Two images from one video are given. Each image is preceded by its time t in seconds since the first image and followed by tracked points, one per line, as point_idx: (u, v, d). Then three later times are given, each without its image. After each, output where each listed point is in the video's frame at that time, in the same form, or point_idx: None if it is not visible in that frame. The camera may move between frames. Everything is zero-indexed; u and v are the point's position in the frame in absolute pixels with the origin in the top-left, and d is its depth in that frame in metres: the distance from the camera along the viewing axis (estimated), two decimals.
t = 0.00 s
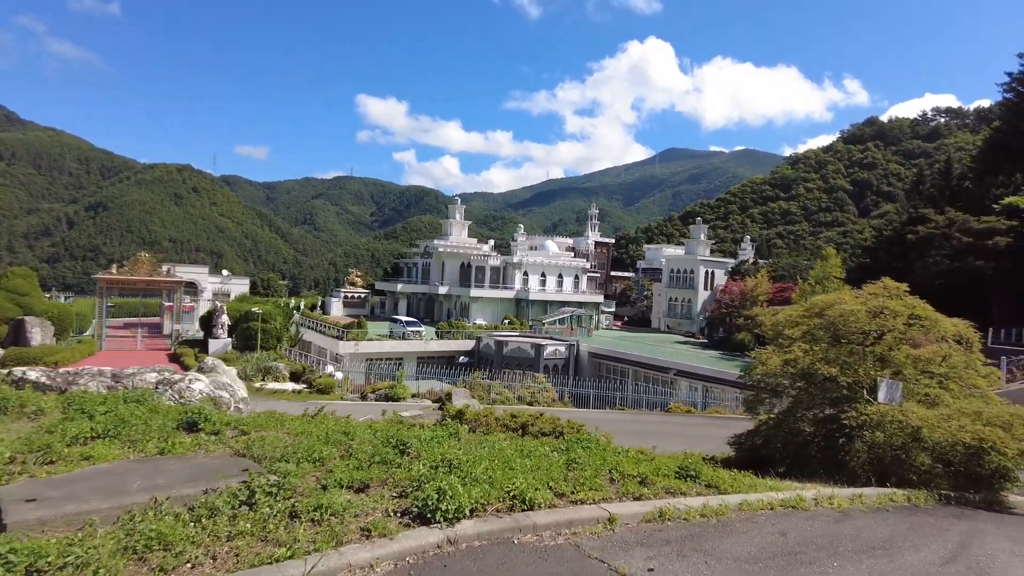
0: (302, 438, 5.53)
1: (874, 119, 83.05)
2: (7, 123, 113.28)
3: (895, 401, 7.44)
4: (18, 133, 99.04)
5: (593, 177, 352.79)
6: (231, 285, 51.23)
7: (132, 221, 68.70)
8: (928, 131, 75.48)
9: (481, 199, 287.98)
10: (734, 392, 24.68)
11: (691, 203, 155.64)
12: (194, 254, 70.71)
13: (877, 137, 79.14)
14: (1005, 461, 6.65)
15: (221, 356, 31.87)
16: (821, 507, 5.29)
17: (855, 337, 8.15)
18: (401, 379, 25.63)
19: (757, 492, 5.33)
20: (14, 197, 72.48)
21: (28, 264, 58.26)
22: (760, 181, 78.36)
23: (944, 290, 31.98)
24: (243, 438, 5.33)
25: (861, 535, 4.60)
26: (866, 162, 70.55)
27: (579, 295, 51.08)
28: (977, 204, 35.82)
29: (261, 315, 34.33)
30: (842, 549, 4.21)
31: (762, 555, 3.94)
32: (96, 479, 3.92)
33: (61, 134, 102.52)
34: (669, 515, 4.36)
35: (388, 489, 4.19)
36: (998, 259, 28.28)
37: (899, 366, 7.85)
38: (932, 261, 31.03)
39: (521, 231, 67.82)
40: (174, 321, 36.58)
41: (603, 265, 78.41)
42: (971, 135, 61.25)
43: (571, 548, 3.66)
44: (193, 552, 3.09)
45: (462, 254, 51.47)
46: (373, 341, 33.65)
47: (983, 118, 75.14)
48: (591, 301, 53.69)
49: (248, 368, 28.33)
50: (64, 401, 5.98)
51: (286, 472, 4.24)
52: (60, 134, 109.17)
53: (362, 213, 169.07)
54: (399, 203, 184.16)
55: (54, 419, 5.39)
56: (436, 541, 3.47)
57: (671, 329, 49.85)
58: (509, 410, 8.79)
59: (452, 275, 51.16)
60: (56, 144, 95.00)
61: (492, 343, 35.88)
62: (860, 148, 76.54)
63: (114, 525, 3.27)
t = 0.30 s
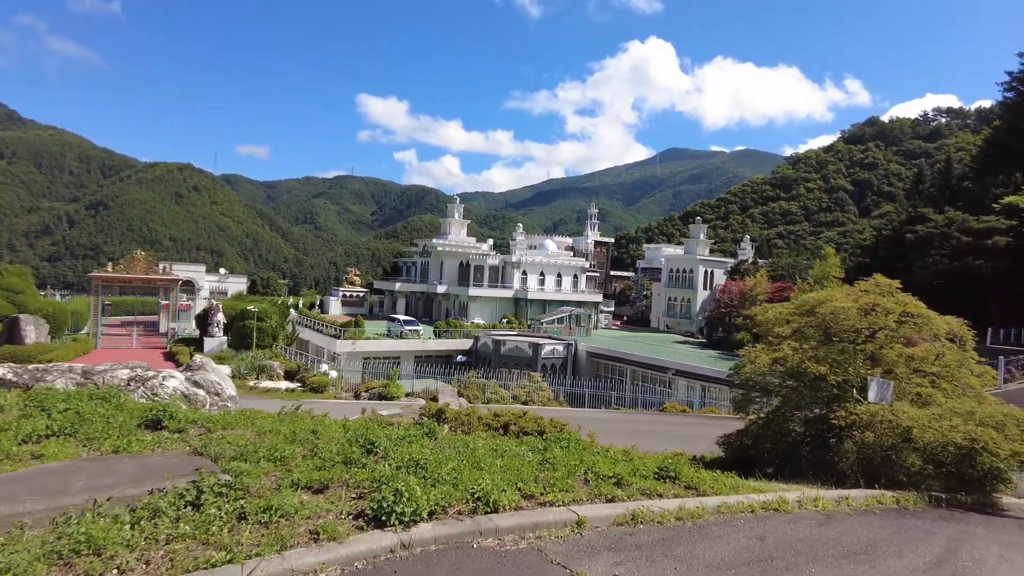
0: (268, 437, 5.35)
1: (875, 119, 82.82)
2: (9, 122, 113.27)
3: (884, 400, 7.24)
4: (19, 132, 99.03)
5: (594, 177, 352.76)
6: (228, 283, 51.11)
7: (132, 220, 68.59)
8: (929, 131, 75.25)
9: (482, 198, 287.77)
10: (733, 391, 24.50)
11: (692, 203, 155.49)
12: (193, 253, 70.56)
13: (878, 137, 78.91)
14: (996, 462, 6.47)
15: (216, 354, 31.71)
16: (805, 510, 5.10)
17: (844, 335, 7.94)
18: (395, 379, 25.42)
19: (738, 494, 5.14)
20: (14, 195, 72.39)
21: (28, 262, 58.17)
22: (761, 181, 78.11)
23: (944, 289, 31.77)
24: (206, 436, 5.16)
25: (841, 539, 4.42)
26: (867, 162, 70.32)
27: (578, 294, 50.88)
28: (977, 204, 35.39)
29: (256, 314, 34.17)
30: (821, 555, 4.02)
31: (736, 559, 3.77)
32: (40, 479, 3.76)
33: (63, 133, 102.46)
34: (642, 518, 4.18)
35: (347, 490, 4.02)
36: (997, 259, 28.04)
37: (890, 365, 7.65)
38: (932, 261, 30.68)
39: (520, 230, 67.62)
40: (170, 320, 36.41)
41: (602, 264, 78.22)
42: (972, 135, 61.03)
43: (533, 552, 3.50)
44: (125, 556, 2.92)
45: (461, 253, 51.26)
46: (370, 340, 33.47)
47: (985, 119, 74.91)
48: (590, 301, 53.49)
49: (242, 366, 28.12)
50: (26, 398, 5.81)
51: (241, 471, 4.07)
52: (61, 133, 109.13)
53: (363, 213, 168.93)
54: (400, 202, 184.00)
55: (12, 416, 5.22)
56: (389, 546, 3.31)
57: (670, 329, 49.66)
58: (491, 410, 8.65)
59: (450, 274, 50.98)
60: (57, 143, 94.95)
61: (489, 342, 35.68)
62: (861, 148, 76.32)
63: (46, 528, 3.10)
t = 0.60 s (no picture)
0: (230, 440, 5.19)
1: (876, 121, 82.65)
2: (10, 120, 113.13)
3: (871, 404, 7.06)
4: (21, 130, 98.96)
5: (595, 178, 352.73)
6: (225, 282, 50.93)
7: (132, 218, 68.44)
8: (930, 133, 75.07)
9: (483, 198, 287.75)
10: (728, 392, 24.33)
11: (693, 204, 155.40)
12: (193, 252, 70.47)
13: (879, 138, 78.74)
14: (983, 468, 6.31)
15: (211, 354, 31.55)
16: (781, 518, 4.94)
17: (829, 337, 7.76)
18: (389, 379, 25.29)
19: (712, 501, 4.99)
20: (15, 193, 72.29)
21: (28, 260, 58.05)
22: (761, 182, 77.86)
23: (943, 291, 31.60)
24: (164, 439, 5.01)
25: (815, 551, 4.26)
26: (868, 163, 70.13)
27: (576, 295, 50.72)
28: (975, 206, 35.06)
29: (251, 313, 33.97)
30: (792, 567, 3.85)
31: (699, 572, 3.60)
32: None
33: (64, 132, 102.34)
34: (606, 527, 4.01)
35: (299, 497, 3.88)
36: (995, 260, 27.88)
37: (876, 368, 7.47)
38: (931, 262, 30.43)
39: (519, 230, 67.47)
40: (165, 318, 36.24)
41: (602, 264, 78.06)
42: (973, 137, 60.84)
43: (485, 563, 3.35)
44: (43, 569, 2.76)
45: (459, 253, 51.05)
46: (367, 339, 33.25)
47: (986, 120, 74.74)
48: (589, 301, 53.31)
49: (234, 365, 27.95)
50: None
51: (189, 477, 3.92)
52: (63, 131, 109.00)
53: (364, 212, 168.71)
54: (401, 202, 183.83)
55: None
56: (331, 556, 3.16)
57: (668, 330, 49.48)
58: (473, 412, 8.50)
59: (449, 273, 50.82)
60: (58, 141, 94.75)
61: (486, 342, 35.49)
62: (862, 149, 76.15)
63: None
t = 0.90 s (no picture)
0: (181, 441, 5.03)
1: (873, 123, 82.70)
2: (9, 123, 112.86)
3: (850, 404, 6.90)
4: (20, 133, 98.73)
5: (593, 180, 352.99)
6: (219, 284, 50.66)
7: (130, 221, 68.24)
8: (927, 134, 75.12)
9: (482, 201, 287.64)
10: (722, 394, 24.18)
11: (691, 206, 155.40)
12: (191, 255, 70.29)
13: (876, 140, 78.79)
14: (962, 469, 6.15)
15: (203, 356, 31.39)
16: (750, 522, 4.79)
17: (808, 336, 7.60)
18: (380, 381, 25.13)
19: (679, 503, 4.84)
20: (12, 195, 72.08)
21: (25, 263, 57.82)
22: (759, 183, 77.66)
23: (938, 292, 31.50)
24: (114, 439, 4.86)
25: (779, 555, 4.11)
26: (866, 165, 70.15)
27: (572, 297, 50.57)
28: (970, 207, 35.07)
29: (243, 315, 33.79)
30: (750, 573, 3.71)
31: None
32: None
33: (62, 135, 102.16)
34: (560, 531, 3.87)
35: (239, 500, 3.74)
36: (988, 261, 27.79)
37: (856, 368, 7.32)
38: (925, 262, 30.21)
39: (516, 231, 67.35)
40: (158, 320, 36.05)
41: (599, 266, 77.93)
42: (970, 138, 60.91)
43: (426, 569, 3.22)
44: None
45: (455, 255, 50.83)
46: (361, 342, 33.06)
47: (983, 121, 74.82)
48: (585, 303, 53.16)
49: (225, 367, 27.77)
50: None
51: (127, 478, 3.79)
52: (60, 134, 108.74)
53: (363, 215, 168.59)
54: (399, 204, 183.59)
55: None
56: (260, 562, 3.03)
57: (665, 331, 49.34)
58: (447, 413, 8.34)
59: (445, 275, 50.65)
60: (56, 143, 94.53)
61: (481, 343, 35.27)
62: (860, 151, 76.17)
63: None
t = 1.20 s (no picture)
0: (125, 445, 4.85)
1: (863, 124, 83.12)
2: None
3: (824, 405, 6.77)
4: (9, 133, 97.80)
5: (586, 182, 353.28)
6: (208, 285, 50.30)
7: (120, 222, 67.68)
8: (917, 136, 75.56)
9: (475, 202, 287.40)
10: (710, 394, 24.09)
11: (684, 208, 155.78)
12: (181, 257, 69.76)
13: (867, 141, 79.21)
14: (934, 469, 6.04)
15: (188, 357, 31.08)
16: (713, 525, 4.65)
17: (782, 335, 7.46)
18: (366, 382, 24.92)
19: (641, 507, 4.70)
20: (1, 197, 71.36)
21: (13, 265, 57.21)
22: (750, 184, 77.87)
23: (926, 292, 31.57)
24: (53, 443, 4.68)
25: (736, 560, 3.96)
26: (856, 167, 70.48)
27: (563, 298, 50.47)
28: (956, 207, 35.26)
29: (229, 316, 33.50)
30: None
31: None
32: None
33: (52, 136, 101.30)
34: (508, 536, 3.74)
35: (172, 505, 3.58)
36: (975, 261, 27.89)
37: (830, 367, 7.20)
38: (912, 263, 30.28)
39: (507, 232, 67.21)
40: (144, 322, 35.68)
41: (590, 267, 77.91)
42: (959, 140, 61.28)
43: None
44: None
45: (446, 256, 50.62)
46: (349, 343, 32.83)
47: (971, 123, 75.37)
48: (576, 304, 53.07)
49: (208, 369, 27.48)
50: None
51: (52, 483, 3.61)
52: (50, 135, 107.80)
53: (355, 216, 168.15)
54: (392, 205, 183.22)
55: None
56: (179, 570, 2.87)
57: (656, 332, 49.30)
58: (416, 415, 8.16)
59: (435, 276, 50.45)
60: (45, 144, 93.70)
61: (471, 344, 35.05)
62: (850, 152, 76.53)
63: None
